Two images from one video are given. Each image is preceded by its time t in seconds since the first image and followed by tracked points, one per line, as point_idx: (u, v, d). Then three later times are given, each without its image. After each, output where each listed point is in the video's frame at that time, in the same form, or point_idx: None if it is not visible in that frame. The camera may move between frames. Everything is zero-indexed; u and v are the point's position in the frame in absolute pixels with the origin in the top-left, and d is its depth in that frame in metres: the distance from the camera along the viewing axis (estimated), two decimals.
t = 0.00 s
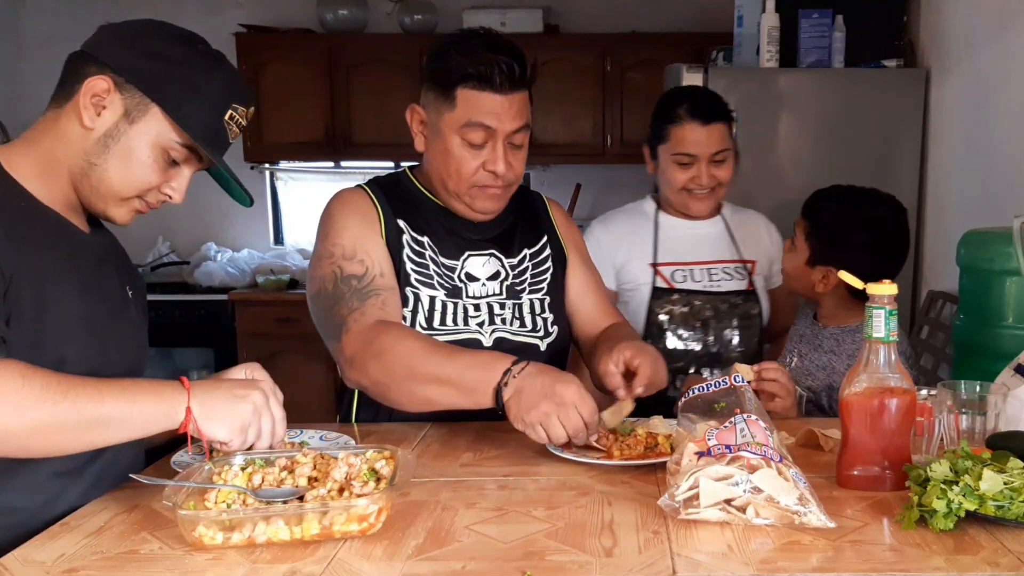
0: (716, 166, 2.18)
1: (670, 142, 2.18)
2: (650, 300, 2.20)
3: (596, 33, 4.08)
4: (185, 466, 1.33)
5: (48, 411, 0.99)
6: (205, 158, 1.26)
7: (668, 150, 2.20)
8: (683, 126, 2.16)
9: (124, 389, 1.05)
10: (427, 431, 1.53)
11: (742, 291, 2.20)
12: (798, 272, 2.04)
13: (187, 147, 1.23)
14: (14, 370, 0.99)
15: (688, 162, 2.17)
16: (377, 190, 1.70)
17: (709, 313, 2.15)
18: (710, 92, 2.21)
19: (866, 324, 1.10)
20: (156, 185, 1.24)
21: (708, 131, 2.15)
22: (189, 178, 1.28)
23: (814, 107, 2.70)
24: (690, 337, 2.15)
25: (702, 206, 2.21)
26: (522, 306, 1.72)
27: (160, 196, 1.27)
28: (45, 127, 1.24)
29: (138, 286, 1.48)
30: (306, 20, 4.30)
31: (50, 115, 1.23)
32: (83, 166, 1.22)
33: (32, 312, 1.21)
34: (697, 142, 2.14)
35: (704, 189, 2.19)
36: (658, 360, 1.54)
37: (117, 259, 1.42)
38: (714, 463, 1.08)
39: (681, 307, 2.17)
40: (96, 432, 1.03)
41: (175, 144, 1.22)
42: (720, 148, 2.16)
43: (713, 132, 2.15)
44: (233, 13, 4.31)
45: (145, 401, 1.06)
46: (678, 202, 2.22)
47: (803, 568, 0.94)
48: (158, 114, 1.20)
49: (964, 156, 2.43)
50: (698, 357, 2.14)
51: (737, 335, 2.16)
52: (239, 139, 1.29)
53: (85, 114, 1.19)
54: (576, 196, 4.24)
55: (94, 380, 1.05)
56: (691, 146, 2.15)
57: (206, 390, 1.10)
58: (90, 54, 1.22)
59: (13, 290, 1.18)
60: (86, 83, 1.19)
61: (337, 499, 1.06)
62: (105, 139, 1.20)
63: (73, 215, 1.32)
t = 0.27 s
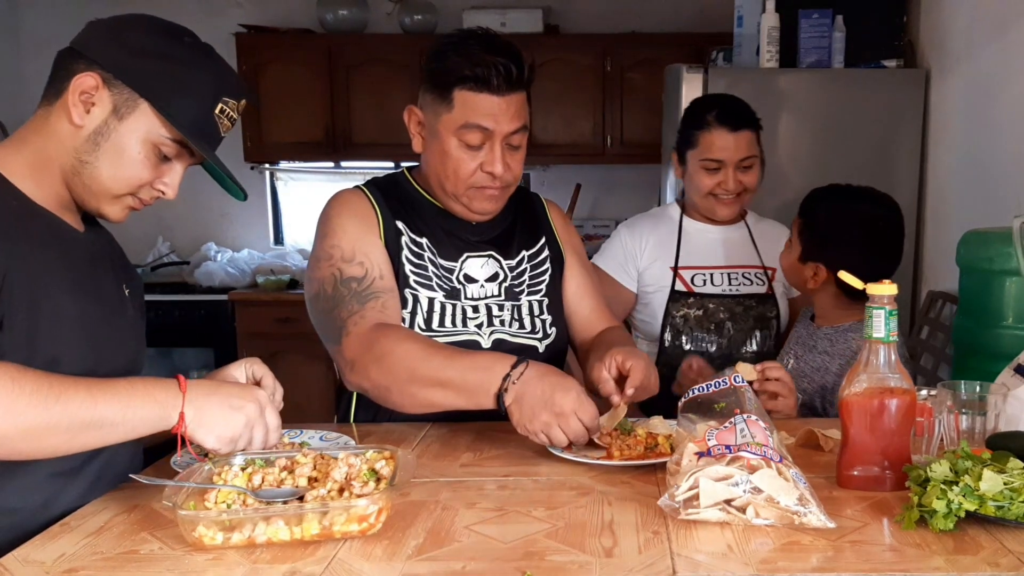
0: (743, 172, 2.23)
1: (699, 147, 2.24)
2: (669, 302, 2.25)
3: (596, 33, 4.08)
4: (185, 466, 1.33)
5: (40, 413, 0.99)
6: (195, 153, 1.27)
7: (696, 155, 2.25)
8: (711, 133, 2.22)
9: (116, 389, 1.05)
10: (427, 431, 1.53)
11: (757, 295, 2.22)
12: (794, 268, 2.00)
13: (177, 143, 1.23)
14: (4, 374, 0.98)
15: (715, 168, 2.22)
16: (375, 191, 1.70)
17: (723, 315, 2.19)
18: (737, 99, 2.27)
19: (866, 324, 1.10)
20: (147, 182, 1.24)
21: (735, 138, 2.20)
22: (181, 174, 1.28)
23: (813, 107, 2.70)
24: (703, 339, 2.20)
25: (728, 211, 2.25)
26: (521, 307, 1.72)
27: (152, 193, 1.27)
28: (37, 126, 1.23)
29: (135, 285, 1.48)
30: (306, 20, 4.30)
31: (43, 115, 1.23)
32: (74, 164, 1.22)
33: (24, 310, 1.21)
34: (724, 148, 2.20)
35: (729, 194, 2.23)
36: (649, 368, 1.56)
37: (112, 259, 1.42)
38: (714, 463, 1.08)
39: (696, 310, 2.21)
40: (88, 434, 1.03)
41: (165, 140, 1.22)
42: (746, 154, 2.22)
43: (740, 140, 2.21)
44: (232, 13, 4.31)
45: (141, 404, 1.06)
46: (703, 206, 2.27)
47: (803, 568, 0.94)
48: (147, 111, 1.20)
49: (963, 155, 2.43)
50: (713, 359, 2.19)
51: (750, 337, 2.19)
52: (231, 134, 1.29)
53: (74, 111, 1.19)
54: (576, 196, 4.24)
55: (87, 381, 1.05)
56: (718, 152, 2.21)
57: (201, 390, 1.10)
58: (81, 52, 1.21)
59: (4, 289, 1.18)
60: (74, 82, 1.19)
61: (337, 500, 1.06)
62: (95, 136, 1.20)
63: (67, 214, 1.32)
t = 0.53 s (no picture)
0: (743, 167, 2.22)
1: (698, 143, 2.25)
2: (667, 301, 2.27)
3: (596, 33, 4.08)
4: (185, 466, 1.33)
5: (37, 414, 0.99)
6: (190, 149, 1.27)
7: (696, 151, 2.26)
8: (711, 129, 2.22)
9: (112, 389, 1.05)
10: (427, 431, 1.53)
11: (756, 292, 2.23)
12: (797, 280, 1.94)
13: (172, 140, 1.24)
14: None
15: (715, 163, 2.22)
16: (376, 192, 1.70)
17: (720, 313, 2.21)
18: (737, 95, 2.27)
19: (866, 324, 1.10)
20: (143, 179, 1.24)
21: (734, 133, 2.20)
22: (178, 171, 1.29)
23: (813, 107, 2.70)
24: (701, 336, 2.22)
25: (729, 206, 2.24)
26: (521, 309, 1.73)
27: (149, 190, 1.27)
28: (33, 125, 1.23)
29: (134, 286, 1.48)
30: (306, 20, 4.30)
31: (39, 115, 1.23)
32: (71, 163, 1.22)
33: (22, 311, 1.21)
34: (723, 143, 2.20)
35: (730, 189, 2.22)
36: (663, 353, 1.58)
37: (110, 260, 1.42)
38: (714, 463, 1.08)
39: (693, 306, 2.23)
40: (85, 436, 1.03)
41: (160, 136, 1.22)
42: (746, 149, 2.21)
43: (739, 134, 2.20)
44: (232, 13, 4.31)
45: (138, 407, 1.06)
46: (705, 202, 2.26)
47: (803, 568, 0.94)
48: (141, 107, 1.20)
49: (963, 154, 2.43)
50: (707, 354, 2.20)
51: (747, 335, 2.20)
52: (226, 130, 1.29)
53: (68, 110, 1.19)
54: (576, 196, 4.24)
55: (83, 383, 1.05)
56: (718, 147, 2.21)
57: (200, 395, 1.11)
58: (75, 51, 1.21)
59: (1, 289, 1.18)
60: (67, 80, 1.19)
61: (337, 499, 1.06)
62: (90, 135, 1.20)
63: (66, 214, 1.32)
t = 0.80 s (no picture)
0: (741, 166, 2.22)
1: (697, 144, 2.25)
2: (666, 300, 2.28)
3: (596, 33, 4.08)
4: (185, 466, 1.33)
5: (36, 413, 0.99)
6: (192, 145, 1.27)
7: (695, 152, 2.26)
8: (707, 129, 2.22)
9: (111, 386, 1.05)
10: (427, 431, 1.53)
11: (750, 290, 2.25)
12: (772, 290, 1.90)
13: (174, 136, 1.24)
14: None
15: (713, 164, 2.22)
16: (380, 191, 1.70)
17: (716, 312, 2.22)
18: (735, 95, 2.26)
19: (866, 323, 1.10)
20: (146, 176, 1.24)
21: (729, 133, 2.19)
22: (180, 168, 1.29)
23: (813, 107, 2.70)
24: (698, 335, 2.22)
25: (730, 206, 2.24)
26: (523, 311, 1.73)
27: (151, 188, 1.27)
28: (34, 125, 1.23)
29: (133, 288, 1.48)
30: (306, 20, 4.30)
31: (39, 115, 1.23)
32: (72, 162, 1.22)
33: (23, 310, 1.21)
34: (721, 143, 2.20)
35: (730, 190, 2.22)
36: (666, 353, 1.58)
37: (111, 261, 1.42)
38: (714, 463, 1.08)
39: (690, 306, 2.23)
40: (83, 434, 1.03)
41: (161, 133, 1.22)
42: (744, 148, 2.20)
43: (736, 134, 2.19)
44: (232, 13, 4.31)
45: (138, 403, 1.06)
46: (706, 203, 2.27)
47: (803, 568, 0.94)
48: (142, 104, 1.20)
49: (963, 154, 2.43)
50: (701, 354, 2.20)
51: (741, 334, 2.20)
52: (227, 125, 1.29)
53: (68, 108, 1.19)
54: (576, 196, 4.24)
55: (79, 379, 1.05)
56: (716, 148, 2.21)
57: (196, 387, 1.10)
58: (75, 51, 1.21)
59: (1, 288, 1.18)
60: (67, 79, 1.19)
61: (337, 499, 1.06)
62: (90, 133, 1.20)
63: (66, 214, 1.32)
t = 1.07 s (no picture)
0: (742, 166, 2.21)
1: (698, 145, 2.25)
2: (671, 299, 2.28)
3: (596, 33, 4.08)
4: (185, 466, 1.33)
5: (38, 414, 0.99)
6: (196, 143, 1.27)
7: (697, 153, 2.27)
8: (708, 130, 2.23)
9: (114, 387, 1.05)
10: (427, 431, 1.53)
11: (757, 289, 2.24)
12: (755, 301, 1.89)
13: (178, 135, 1.24)
14: None
15: (713, 164, 2.23)
16: (389, 190, 1.70)
17: (722, 311, 2.21)
18: (736, 95, 2.26)
19: (866, 323, 1.10)
20: (149, 175, 1.24)
21: (728, 133, 2.20)
22: (184, 167, 1.29)
23: (814, 107, 2.70)
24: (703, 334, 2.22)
25: (733, 206, 2.24)
26: (530, 316, 1.73)
27: (156, 188, 1.27)
28: (36, 126, 1.23)
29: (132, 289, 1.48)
30: (306, 20, 4.30)
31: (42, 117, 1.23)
32: (76, 162, 1.22)
33: (26, 311, 1.21)
34: (721, 144, 2.20)
35: (732, 189, 2.23)
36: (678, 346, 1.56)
37: (111, 263, 1.42)
38: (714, 463, 1.08)
39: (695, 305, 2.23)
40: (85, 435, 1.03)
41: (165, 132, 1.22)
42: (744, 148, 2.20)
43: (736, 134, 2.19)
44: (232, 13, 4.31)
45: (141, 403, 1.05)
46: (708, 203, 2.27)
47: (803, 568, 0.94)
48: (145, 104, 1.20)
49: (963, 154, 2.43)
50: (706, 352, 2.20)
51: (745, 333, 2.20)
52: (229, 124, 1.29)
53: (71, 109, 1.19)
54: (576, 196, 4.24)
55: (81, 380, 1.05)
56: (716, 149, 2.21)
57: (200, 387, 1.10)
58: (76, 52, 1.21)
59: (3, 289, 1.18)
60: (69, 81, 1.19)
61: (337, 499, 1.06)
62: (94, 134, 1.20)
63: (68, 214, 1.32)
